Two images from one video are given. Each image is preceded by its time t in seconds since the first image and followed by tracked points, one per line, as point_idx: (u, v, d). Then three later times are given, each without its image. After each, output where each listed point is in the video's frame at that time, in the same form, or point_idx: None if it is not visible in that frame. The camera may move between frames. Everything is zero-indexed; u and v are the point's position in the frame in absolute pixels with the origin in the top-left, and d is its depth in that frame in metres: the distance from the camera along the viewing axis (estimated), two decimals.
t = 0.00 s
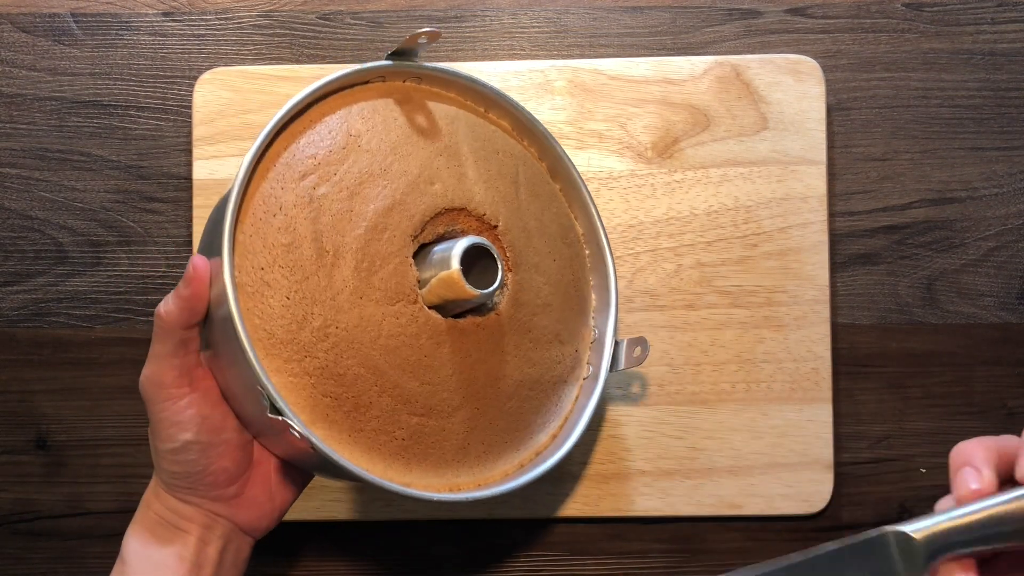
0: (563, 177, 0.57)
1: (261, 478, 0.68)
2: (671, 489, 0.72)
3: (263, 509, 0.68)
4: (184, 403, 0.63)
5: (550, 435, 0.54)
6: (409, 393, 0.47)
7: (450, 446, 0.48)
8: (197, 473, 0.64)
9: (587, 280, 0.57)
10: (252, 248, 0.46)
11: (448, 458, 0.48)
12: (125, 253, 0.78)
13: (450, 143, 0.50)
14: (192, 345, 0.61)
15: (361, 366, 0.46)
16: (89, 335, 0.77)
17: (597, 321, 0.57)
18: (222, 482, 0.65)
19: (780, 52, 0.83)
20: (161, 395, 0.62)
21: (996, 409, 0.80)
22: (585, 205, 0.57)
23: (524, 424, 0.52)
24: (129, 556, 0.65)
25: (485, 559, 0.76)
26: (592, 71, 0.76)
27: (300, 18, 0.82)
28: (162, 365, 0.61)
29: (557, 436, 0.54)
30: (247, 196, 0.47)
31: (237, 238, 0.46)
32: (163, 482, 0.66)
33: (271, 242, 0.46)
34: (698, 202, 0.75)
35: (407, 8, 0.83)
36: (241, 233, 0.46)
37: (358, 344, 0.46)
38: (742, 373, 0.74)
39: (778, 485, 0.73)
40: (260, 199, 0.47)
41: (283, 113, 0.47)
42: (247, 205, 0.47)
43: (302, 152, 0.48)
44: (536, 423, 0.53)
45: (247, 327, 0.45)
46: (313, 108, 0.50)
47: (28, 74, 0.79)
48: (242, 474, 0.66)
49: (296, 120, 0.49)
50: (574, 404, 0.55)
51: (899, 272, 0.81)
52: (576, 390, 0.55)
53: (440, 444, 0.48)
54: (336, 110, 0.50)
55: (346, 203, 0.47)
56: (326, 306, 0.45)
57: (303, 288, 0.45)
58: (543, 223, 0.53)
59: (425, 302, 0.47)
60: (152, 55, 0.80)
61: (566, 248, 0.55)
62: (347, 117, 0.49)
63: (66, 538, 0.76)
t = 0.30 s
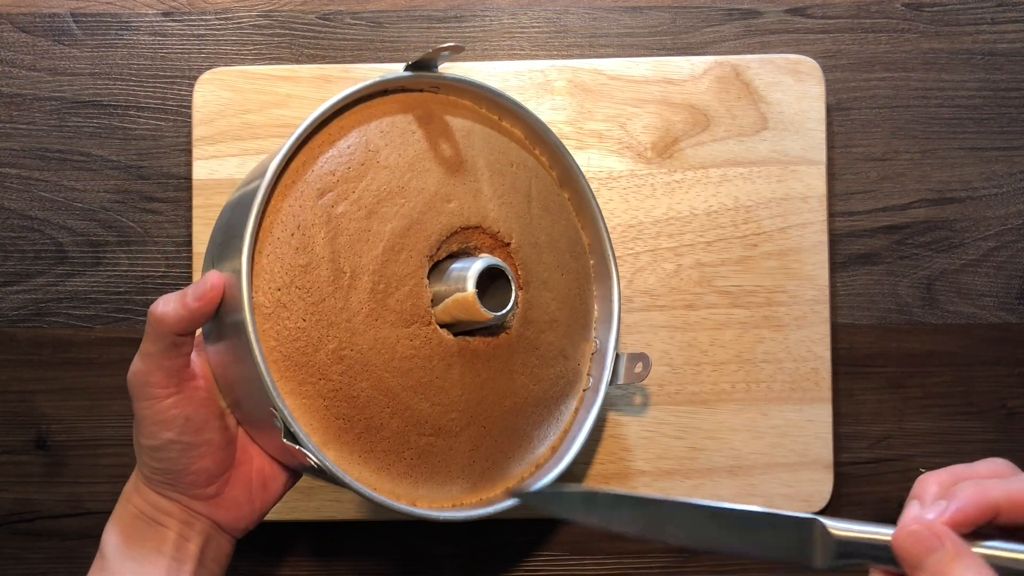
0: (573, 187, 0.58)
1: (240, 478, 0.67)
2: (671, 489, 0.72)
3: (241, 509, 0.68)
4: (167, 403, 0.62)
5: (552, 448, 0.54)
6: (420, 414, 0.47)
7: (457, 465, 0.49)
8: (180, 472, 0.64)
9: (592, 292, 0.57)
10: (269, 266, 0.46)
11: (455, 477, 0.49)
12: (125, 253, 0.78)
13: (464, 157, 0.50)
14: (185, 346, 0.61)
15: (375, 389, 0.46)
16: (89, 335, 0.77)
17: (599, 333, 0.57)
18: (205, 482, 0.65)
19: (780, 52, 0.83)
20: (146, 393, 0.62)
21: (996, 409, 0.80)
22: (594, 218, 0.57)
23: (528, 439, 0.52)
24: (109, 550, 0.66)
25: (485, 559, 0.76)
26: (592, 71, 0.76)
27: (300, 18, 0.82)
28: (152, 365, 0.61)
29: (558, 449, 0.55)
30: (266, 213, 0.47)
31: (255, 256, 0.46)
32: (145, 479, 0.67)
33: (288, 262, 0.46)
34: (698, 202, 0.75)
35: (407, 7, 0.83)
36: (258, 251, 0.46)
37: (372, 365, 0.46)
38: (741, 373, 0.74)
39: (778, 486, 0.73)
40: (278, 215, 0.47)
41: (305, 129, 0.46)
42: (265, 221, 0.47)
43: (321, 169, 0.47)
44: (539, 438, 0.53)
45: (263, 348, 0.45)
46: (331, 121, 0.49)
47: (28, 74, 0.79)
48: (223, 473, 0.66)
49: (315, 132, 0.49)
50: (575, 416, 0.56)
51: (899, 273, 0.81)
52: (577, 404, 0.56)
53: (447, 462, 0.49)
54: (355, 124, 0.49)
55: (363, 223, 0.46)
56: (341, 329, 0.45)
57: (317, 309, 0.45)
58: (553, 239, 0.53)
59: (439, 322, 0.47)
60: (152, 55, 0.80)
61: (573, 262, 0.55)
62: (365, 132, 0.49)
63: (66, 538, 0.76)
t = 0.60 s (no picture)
0: (575, 188, 0.58)
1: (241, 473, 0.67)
2: (671, 489, 0.72)
3: (240, 502, 0.68)
4: (173, 392, 0.62)
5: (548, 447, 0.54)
6: (415, 408, 0.47)
7: (452, 460, 0.49)
8: (181, 461, 0.64)
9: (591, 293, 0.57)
10: (267, 256, 0.46)
11: (448, 471, 0.49)
12: (125, 253, 0.78)
13: (465, 153, 0.50)
14: (194, 337, 0.61)
15: (370, 381, 0.46)
16: (89, 335, 0.77)
17: (598, 334, 0.57)
18: (206, 473, 0.66)
19: (780, 52, 0.83)
20: (152, 383, 0.62)
21: (996, 409, 0.80)
22: (595, 219, 0.57)
23: (522, 437, 0.52)
24: (108, 537, 0.66)
25: (485, 559, 0.76)
26: (592, 71, 0.76)
27: (300, 18, 0.82)
28: (157, 355, 0.61)
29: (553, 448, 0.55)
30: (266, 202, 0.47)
31: (253, 246, 0.46)
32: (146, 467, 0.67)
33: (286, 252, 0.46)
34: (698, 202, 0.75)
35: (407, 7, 0.83)
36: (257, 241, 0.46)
37: (368, 357, 0.46)
38: (742, 373, 0.74)
39: (778, 485, 0.73)
40: (277, 206, 0.47)
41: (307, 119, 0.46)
42: (264, 212, 0.47)
43: (322, 160, 0.48)
44: (534, 437, 0.53)
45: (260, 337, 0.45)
46: (333, 114, 0.49)
47: (28, 74, 0.79)
48: (226, 465, 0.66)
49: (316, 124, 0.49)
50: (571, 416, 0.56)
51: (899, 272, 0.81)
52: (574, 404, 0.56)
53: (439, 457, 0.49)
54: (356, 117, 0.50)
55: (361, 216, 0.47)
56: (338, 320, 0.46)
57: (314, 300, 0.46)
58: (553, 238, 0.53)
59: (434, 316, 0.47)
60: (152, 55, 0.80)
61: (573, 262, 0.55)
62: (366, 125, 0.49)
63: (66, 538, 0.76)
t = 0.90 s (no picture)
0: (562, 194, 0.57)
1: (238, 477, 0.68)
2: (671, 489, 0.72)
3: (241, 505, 0.69)
4: (162, 407, 0.62)
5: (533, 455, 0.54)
6: (382, 429, 0.47)
7: (426, 475, 0.49)
8: (177, 472, 0.65)
9: (581, 298, 0.57)
10: (228, 285, 0.46)
11: (423, 486, 0.49)
12: (125, 253, 0.78)
13: (436, 170, 0.50)
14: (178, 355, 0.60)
15: (334, 404, 0.47)
16: (89, 335, 0.77)
17: (588, 340, 0.57)
18: (201, 482, 0.66)
19: (780, 52, 0.83)
20: (143, 399, 0.62)
21: (996, 409, 0.80)
22: (584, 223, 0.56)
23: (501, 450, 0.52)
24: (110, 547, 0.66)
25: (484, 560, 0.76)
26: (593, 71, 0.76)
27: (300, 18, 0.82)
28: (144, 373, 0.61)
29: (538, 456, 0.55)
30: (227, 231, 0.47)
31: (214, 274, 0.47)
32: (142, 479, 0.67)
33: (248, 279, 0.46)
34: (698, 202, 0.75)
35: (407, 7, 0.83)
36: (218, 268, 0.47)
37: (331, 382, 0.46)
38: (742, 374, 0.74)
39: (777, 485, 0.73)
40: (238, 233, 0.47)
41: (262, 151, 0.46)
42: (225, 239, 0.47)
43: (283, 187, 0.48)
44: (517, 446, 0.53)
45: (223, 366, 0.46)
46: (297, 137, 0.49)
47: (28, 74, 0.79)
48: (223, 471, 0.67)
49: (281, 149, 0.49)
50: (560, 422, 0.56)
51: (899, 272, 0.81)
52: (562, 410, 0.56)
53: (411, 474, 0.49)
54: (321, 140, 0.50)
55: (324, 241, 0.47)
56: (301, 345, 0.46)
57: (277, 326, 0.46)
58: (534, 247, 0.53)
59: (401, 337, 0.48)
60: (152, 55, 0.80)
61: (558, 269, 0.54)
62: (332, 148, 0.49)
63: (66, 538, 0.76)
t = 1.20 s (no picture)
0: (559, 194, 0.57)
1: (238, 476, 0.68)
2: (671, 489, 0.72)
3: (241, 504, 0.69)
4: (162, 408, 0.63)
5: (528, 456, 0.54)
6: (376, 427, 0.47)
7: (420, 473, 0.49)
8: (178, 470, 0.65)
9: (577, 298, 0.57)
10: (220, 284, 0.46)
11: (418, 483, 0.49)
12: (125, 253, 0.78)
13: (431, 170, 0.50)
14: (173, 356, 0.61)
15: (326, 401, 0.47)
16: (90, 335, 0.77)
17: (587, 339, 0.57)
18: (201, 479, 0.66)
19: (780, 52, 0.83)
20: (141, 400, 0.62)
21: (996, 409, 0.81)
22: (581, 223, 0.56)
23: (496, 448, 0.52)
24: (110, 547, 0.66)
25: (484, 559, 0.76)
26: (593, 70, 0.76)
27: (300, 17, 0.82)
28: (142, 376, 0.61)
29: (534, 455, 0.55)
30: (219, 230, 0.47)
31: (207, 272, 0.47)
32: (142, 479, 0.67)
33: (240, 279, 0.46)
34: (698, 202, 0.75)
35: (407, 7, 0.83)
36: (211, 267, 0.47)
37: (324, 380, 0.46)
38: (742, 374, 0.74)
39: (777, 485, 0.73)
40: (231, 232, 0.47)
41: (255, 149, 0.46)
42: (217, 237, 0.47)
43: (277, 186, 0.48)
44: (511, 446, 0.53)
45: (216, 364, 0.46)
46: (290, 136, 0.49)
47: (28, 74, 0.79)
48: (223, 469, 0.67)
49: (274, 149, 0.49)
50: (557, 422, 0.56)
51: (899, 272, 0.81)
52: (558, 410, 0.56)
53: (406, 472, 0.49)
54: (315, 139, 0.49)
55: (317, 240, 0.47)
56: (293, 344, 0.46)
57: (270, 325, 0.46)
58: (530, 246, 0.53)
59: (393, 334, 0.48)
60: (152, 55, 0.80)
61: (554, 269, 0.54)
62: (325, 148, 0.49)
63: (66, 538, 0.76)
